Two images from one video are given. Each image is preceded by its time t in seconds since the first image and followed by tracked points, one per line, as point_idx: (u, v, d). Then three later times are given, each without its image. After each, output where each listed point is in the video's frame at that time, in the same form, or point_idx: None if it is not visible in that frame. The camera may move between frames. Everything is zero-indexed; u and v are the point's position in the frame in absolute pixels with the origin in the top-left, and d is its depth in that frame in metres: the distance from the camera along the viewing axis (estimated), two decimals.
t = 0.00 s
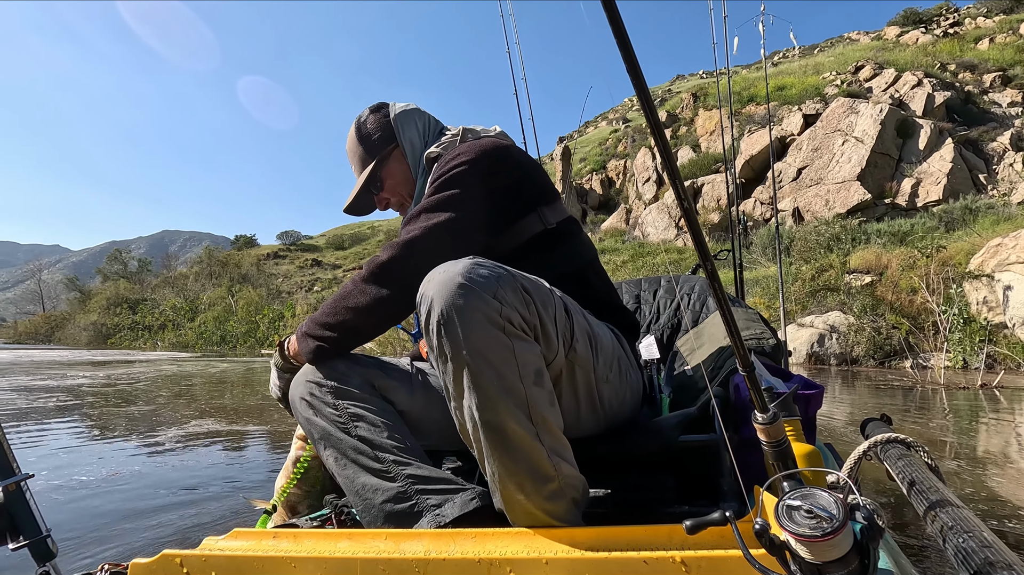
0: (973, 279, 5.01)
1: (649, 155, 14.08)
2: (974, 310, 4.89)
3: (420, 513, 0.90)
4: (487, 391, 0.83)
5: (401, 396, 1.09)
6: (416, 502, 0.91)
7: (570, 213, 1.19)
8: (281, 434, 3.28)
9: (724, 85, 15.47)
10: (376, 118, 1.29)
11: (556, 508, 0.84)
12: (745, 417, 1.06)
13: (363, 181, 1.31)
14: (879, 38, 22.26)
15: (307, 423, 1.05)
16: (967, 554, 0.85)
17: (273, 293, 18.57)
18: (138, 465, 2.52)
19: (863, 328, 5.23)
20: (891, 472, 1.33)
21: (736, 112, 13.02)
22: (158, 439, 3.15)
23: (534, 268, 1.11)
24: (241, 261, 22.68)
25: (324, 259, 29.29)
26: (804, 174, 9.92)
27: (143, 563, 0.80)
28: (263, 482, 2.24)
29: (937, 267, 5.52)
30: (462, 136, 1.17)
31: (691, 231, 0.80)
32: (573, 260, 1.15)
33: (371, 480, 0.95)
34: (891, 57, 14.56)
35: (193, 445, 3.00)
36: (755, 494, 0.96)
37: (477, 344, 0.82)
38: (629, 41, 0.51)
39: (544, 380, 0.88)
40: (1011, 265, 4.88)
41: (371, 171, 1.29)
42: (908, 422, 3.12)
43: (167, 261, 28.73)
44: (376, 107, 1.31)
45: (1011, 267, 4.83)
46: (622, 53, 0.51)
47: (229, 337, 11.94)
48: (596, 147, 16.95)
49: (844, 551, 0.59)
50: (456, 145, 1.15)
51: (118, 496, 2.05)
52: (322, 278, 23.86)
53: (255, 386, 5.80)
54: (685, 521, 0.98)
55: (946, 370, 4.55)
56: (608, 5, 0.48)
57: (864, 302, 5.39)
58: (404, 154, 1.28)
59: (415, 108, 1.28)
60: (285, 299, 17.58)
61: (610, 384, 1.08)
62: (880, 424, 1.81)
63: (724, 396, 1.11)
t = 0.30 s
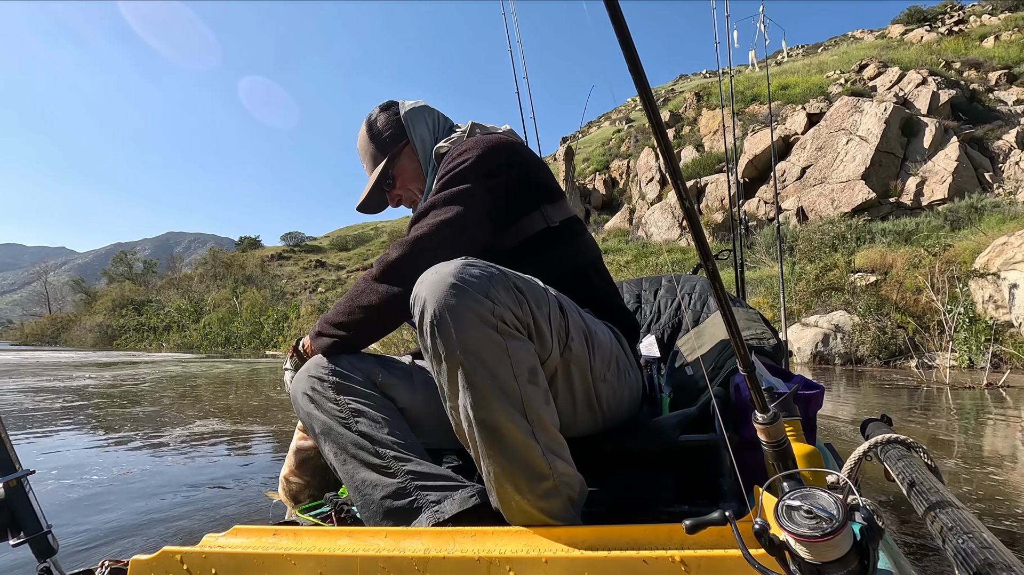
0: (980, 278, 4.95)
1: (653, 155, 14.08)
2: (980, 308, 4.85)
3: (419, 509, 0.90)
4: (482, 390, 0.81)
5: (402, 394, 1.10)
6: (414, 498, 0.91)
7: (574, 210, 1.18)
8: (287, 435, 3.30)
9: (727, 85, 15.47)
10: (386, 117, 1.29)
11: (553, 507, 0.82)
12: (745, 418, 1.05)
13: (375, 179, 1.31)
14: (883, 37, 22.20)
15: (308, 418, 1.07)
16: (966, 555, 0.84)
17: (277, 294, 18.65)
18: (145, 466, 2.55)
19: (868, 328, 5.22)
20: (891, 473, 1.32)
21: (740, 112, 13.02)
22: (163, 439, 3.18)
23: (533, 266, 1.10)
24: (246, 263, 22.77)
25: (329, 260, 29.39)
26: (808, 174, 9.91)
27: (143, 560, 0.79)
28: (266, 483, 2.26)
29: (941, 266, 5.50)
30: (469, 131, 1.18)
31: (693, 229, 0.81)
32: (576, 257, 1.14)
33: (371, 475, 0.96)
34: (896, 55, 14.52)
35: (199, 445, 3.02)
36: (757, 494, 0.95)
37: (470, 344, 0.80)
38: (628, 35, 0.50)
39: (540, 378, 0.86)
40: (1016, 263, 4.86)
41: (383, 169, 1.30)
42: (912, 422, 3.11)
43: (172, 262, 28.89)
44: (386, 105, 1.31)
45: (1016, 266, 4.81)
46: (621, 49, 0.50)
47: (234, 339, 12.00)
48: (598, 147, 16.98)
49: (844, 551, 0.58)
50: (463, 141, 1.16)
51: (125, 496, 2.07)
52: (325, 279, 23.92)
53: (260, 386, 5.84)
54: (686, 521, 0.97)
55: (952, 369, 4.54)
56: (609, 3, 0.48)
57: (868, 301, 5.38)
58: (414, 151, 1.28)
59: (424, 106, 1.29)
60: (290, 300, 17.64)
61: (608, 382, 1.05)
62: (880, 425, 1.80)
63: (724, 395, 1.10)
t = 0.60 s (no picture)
0: (981, 278, 4.94)
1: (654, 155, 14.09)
2: (981, 308, 4.83)
3: (417, 509, 0.90)
4: (478, 390, 0.79)
5: (401, 394, 1.10)
6: (412, 498, 0.92)
7: (574, 210, 1.18)
8: (288, 435, 3.31)
9: (729, 84, 15.47)
10: (384, 116, 1.30)
11: (550, 507, 0.81)
12: (743, 418, 1.05)
13: (373, 179, 1.32)
14: (884, 37, 22.18)
15: (307, 419, 1.08)
16: (962, 555, 0.85)
17: (278, 294, 18.65)
18: (146, 465, 2.56)
19: (869, 328, 5.23)
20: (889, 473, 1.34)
21: (741, 112, 13.04)
22: (163, 439, 3.20)
23: (531, 267, 1.10)
24: (247, 263, 22.80)
25: (330, 259, 29.40)
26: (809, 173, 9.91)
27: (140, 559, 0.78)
28: (266, 483, 2.27)
29: (943, 266, 5.50)
30: (469, 131, 1.18)
31: (691, 228, 0.81)
32: (576, 258, 1.14)
33: (369, 475, 0.96)
34: (897, 56, 14.51)
35: (200, 445, 3.03)
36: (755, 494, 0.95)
37: (466, 343, 0.79)
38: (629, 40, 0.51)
39: (537, 378, 0.85)
40: (1018, 263, 4.85)
41: (382, 168, 1.30)
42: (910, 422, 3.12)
43: (174, 262, 28.92)
44: (384, 105, 1.32)
45: (1018, 266, 4.81)
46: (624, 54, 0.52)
47: (235, 339, 12.01)
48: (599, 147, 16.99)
49: (841, 551, 0.58)
50: (463, 141, 1.16)
51: (125, 497, 2.08)
52: (326, 279, 23.90)
53: (261, 386, 5.86)
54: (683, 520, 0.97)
55: (953, 370, 4.55)
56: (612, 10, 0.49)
57: (870, 301, 5.38)
58: (413, 150, 1.29)
59: (422, 105, 1.30)
60: (291, 300, 17.65)
61: (606, 381, 1.04)
62: (878, 425, 1.80)
63: (723, 396, 1.11)
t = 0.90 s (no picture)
0: (983, 278, 4.93)
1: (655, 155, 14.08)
2: (983, 309, 4.81)
3: (416, 511, 0.89)
4: (475, 393, 0.79)
5: (399, 397, 1.11)
6: (411, 500, 0.91)
7: (571, 211, 1.18)
8: (288, 436, 3.32)
9: (730, 84, 15.46)
10: (384, 115, 1.29)
11: (548, 509, 0.81)
12: (741, 418, 1.05)
13: (375, 180, 1.32)
14: (886, 37, 22.16)
15: (305, 423, 1.07)
16: (962, 553, 0.85)
17: (279, 294, 18.65)
18: (147, 466, 2.56)
19: (870, 328, 5.22)
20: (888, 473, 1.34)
21: (742, 112, 13.03)
22: (164, 439, 3.20)
23: (529, 270, 1.11)
24: (248, 262, 22.79)
25: (330, 259, 29.42)
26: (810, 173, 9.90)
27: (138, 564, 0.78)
28: (266, 483, 2.26)
29: (945, 266, 5.49)
30: (467, 131, 1.19)
31: (687, 229, 0.81)
32: (572, 260, 1.15)
33: (367, 477, 0.96)
34: (899, 56, 14.49)
35: (200, 445, 3.03)
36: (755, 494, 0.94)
37: (463, 346, 0.78)
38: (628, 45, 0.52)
39: (534, 380, 0.85)
40: (1020, 264, 4.84)
41: (383, 169, 1.30)
42: (910, 423, 3.12)
43: (175, 263, 28.95)
44: (382, 104, 1.32)
45: (1019, 267, 4.80)
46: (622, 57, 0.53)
47: (236, 338, 12.01)
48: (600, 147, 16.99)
49: (840, 551, 0.58)
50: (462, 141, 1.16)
51: (125, 497, 2.07)
52: (327, 279, 23.90)
53: (261, 386, 5.86)
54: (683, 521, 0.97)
55: (954, 370, 4.54)
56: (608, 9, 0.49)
57: (872, 302, 5.38)
58: (415, 150, 1.29)
59: (422, 105, 1.30)
60: (292, 300, 17.65)
61: (604, 383, 1.05)
62: (875, 424, 1.79)
63: (721, 396, 1.11)
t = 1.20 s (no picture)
0: (984, 278, 4.93)
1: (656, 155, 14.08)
2: (984, 309, 4.81)
3: (415, 512, 0.91)
4: (472, 393, 0.80)
5: (396, 398, 1.12)
6: (409, 500, 0.92)
7: (568, 213, 1.20)
8: (288, 436, 3.33)
9: (731, 84, 15.47)
10: (390, 108, 1.31)
11: (545, 507, 0.82)
12: (738, 418, 1.06)
13: (370, 169, 1.31)
14: (886, 37, 22.15)
15: (302, 424, 1.08)
16: (959, 552, 0.86)
17: (280, 294, 18.69)
18: (147, 465, 2.57)
19: (871, 329, 5.24)
20: (885, 472, 1.36)
21: (743, 113, 13.04)
22: (164, 439, 3.22)
23: (526, 271, 1.12)
24: (249, 263, 22.83)
25: (331, 259, 29.44)
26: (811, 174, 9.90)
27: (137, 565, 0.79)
28: (266, 484, 2.27)
29: (945, 267, 5.49)
30: (466, 131, 1.20)
31: (684, 230, 0.82)
32: (569, 261, 1.16)
33: (365, 479, 0.97)
34: (900, 55, 14.49)
35: (201, 445, 3.05)
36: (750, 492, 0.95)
37: (459, 347, 0.79)
38: (626, 47, 0.53)
39: (531, 380, 0.86)
40: (1021, 264, 4.85)
41: (381, 158, 1.30)
42: (911, 424, 3.12)
43: (176, 263, 29.00)
44: (390, 97, 1.33)
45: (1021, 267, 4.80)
46: (620, 59, 0.53)
47: (237, 338, 12.05)
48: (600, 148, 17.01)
49: (838, 551, 0.59)
50: (461, 141, 1.17)
51: (126, 497, 2.09)
52: (328, 279, 23.92)
53: (262, 386, 5.88)
54: (680, 521, 0.98)
55: (955, 370, 4.55)
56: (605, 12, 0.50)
57: (873, 301, 5.39)
58: (416, 145, 1.30)
59: (428, 104, 1.32)
60: (292, 300, 17.69)
61: (601, 383, 1.05)
62: (873, 424, 1.80)
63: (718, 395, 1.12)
